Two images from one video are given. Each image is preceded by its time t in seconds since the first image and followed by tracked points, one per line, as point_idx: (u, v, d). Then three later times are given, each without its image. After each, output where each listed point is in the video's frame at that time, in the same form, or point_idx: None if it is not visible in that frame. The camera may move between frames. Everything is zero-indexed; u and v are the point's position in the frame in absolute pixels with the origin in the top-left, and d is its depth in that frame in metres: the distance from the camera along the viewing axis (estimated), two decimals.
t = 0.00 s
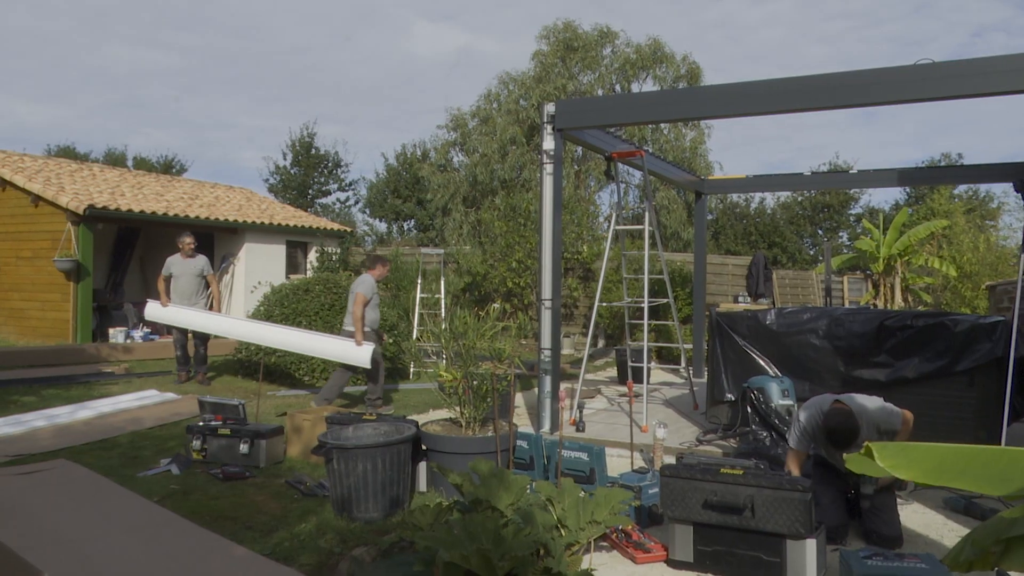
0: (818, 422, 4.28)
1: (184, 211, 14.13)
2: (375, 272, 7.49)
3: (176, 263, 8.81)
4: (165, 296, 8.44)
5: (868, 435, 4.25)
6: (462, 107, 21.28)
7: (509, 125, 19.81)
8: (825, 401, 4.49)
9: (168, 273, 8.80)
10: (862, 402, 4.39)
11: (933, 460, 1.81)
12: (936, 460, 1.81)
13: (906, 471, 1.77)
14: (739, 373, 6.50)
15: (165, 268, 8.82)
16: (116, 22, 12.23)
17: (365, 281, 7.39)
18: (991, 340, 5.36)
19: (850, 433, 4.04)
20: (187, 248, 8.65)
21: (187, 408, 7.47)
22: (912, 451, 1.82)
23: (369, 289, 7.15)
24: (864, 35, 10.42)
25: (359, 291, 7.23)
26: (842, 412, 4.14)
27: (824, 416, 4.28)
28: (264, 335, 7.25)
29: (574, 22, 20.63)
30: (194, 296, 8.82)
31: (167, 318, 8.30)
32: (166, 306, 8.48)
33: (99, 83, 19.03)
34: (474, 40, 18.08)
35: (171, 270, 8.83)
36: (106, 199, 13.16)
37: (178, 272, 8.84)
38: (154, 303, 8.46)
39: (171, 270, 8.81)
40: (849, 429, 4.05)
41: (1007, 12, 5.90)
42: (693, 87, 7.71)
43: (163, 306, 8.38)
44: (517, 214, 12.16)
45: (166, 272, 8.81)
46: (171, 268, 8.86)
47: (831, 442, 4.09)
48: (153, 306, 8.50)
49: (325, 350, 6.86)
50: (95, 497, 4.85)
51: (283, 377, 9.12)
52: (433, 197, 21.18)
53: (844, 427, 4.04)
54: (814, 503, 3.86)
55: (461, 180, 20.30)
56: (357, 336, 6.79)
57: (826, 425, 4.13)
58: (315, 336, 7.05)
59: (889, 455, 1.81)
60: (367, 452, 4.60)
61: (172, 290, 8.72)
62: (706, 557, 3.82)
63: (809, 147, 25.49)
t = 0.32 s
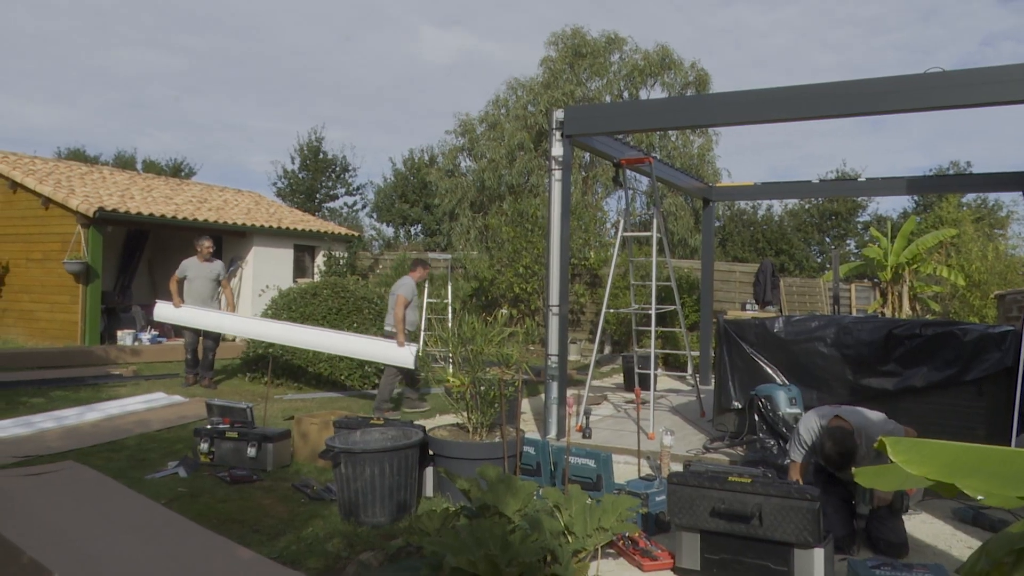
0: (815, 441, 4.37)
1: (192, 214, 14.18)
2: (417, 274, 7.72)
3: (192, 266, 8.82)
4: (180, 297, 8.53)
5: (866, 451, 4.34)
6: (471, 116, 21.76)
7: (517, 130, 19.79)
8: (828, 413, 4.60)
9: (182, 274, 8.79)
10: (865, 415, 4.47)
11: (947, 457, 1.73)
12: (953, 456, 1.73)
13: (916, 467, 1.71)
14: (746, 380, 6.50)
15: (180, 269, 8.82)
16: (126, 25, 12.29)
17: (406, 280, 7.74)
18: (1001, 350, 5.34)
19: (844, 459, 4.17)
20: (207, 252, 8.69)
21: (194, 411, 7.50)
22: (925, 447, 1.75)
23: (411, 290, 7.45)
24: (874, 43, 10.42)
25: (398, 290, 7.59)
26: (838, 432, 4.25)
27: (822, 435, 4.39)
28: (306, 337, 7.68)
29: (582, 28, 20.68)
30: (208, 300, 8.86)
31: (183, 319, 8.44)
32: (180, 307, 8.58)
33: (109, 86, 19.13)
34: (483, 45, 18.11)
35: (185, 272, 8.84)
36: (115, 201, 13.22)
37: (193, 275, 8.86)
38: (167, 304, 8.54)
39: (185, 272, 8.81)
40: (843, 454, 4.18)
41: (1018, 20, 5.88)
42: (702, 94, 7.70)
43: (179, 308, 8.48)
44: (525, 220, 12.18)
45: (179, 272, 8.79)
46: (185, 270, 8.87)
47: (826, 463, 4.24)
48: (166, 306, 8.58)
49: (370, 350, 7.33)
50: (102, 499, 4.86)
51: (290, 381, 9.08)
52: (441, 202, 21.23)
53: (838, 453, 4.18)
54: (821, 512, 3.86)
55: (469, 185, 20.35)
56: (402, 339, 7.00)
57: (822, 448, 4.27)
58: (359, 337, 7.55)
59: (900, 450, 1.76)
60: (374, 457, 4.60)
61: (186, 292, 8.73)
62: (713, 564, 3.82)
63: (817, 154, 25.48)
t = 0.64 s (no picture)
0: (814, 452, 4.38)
1: (194, 217, 14.21)
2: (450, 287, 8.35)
3: (206, 269, 8.84)
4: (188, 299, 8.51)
5: (865, 462, 4.36)
6: (473, 121, 21.73)
7: (519, 136, 19.84)
8: (828, 423, 4.60)
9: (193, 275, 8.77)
10: (865, 425, 4.47)
11: (950, 467, 1.71)
12: (955, 466, 1.72)
13: (919, 477, 1.69)
14: (747, 387, 6.50)
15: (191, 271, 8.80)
16: (130, 27, 12.32)
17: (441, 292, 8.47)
18: (1002, 358, 5.35)
19: (844, 471, 4.17)
20: (224, 256, 8.73)
21: (195, 414, 7.50)
22: (928, 456, 1.74)
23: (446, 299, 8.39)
24: (876, 49, 10.42)
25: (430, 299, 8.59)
26: (838, 443, 4.25)
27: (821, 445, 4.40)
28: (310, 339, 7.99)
29: (584, 34, 20.74)
30: (217, 303, 8.86)
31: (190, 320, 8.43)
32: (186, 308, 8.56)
33: (111, 88, 19.14)
34: (486, 50, 18.16)
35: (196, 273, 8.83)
36: (117, 203, 13.24)
37: (205, 277, 8.87)
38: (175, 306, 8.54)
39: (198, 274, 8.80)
40: (843, 465, 4.18)
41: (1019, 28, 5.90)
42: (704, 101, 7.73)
43: (185, 309, 8.47)
44: (527, 225, 12.19)
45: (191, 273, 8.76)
46: (197, 271, 8.86)
47: (825, 475, 4.25)
48: (172, 307, 8.56)
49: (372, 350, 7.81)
50: (104, 502, 4.86)
51: (290, 384, 8.94)
52: (443, 207, 21.25)
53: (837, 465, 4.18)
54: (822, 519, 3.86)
55: (470, 190, 20.39)
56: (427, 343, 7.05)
57: (820, 459, 4.28)
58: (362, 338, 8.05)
59: (902, 458, 1.76)
60: (375, 461, 4.61)
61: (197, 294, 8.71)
62: (714, 571, 3.81)
63: (818, 162, 25.51)
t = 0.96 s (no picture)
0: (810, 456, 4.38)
1: (193, 218, 14.21)
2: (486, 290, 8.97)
3: (215, 272, 8.78)
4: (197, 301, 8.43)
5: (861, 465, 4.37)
6: (471, 122, 21.73)
7: (518, 138, 19.85)
8: (824, 426, 4.61)
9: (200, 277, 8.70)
10: (861, 428, 4.47)
11: (946, 470, 1.72)
12: (951, 470, 1.72)
13: (914, 479, 1.71)
14: (745, 389, 6.51)
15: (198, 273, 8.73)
16: (129, 28, 12.31)
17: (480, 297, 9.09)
18: (999, 361, 5.35)
19: (840, 476, 4.18)
20: (232, 260, 8.70)
21: (192, 416, 7.48)
22: (925, 459, 1.75)
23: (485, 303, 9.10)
24: (874, 52, 10.44)
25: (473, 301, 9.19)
26: (834, 448, 4.26)
27: (816, 449, 4.41)
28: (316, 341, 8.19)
29: (582, 36, 20.80)
30: (225, 306, 8.79)
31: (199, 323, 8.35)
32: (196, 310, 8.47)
33: (110, 89, 19.14)
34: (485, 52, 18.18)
35: (203, 275, 8.76)
36: (115, 204, 13.25)
37: (213, 280, 8.81)
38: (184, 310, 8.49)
39: (205, 277, 8.74)
40: (838, 471, 4.19)
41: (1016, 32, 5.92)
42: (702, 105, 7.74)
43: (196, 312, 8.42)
44: (525, 227, 12.20)
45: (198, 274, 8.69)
46: (204, 273, 8.80)
47: (821, 480, 4.26)
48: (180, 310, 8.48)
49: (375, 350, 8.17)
50: (102, 503, 4.85)
51: (288, 385, 8.90)
52: (441, 208, 21.26)
53: (833, 471, 4.19)
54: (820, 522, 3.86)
55: (469, 192, 20.40)
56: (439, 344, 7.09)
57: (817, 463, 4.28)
58: (364, 334, 8.39)
59: (899, 462, 1.76)
60: (374, 462, 4.60)
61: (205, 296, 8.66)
62: (711, 573, 3.81)
63: (816, 165, 25.54)
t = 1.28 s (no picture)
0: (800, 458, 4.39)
1: (185, 219, 14.16)
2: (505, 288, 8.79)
3: (219, 275, 8.63)
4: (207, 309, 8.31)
5: (851, 466, 4.40)
6: (465, 124, 21.71)
7: (510, 139, 19.87)
8: (814, 428, 4.62)
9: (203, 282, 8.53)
10: (851, 429, 4.49)
11: (937, 472, 1.71)
12: (938, 469, 1.73)
13: (904, 480, 1.71)
14: (736, 391, 6.51)
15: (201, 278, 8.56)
16: (122, 27, 12.28)
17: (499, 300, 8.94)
18: (990, 363, 5.40)
19: (830, 477, 4.19)
20: (236, 263, 8.58)
21: (184, 417, 7.45)
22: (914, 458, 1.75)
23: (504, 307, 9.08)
24: (866, 55, 10.49)
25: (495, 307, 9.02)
26: (824, 450, 4.27)
27: (806, 451, 4.42)
28: (317, 342, 8.21)
29: (576, 38, 20.85)
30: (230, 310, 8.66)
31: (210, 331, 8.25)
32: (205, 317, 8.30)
33: (102, 89, 19.06)
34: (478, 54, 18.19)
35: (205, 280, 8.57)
36: (107, 205, 13.19)
37: (217, 284, 8.66)
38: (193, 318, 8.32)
39: (209, 281, 8.57)
40: (828, 473, 4.20)
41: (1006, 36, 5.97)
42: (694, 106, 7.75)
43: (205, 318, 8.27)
44: (518, 228, 12.21)
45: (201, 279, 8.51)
46: (206, 278, 8.63)
47: (811, 482, 4.27)
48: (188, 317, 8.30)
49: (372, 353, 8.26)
50: (93, 505, 4.83)
51: (279, 388, 8.88)
52: (434, 210, 21.25)
53: (823, 473, 4.20)
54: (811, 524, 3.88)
55: (462, 194, 20.40)
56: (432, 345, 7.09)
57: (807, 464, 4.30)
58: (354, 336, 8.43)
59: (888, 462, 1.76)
60: (366, 464, 4.60)
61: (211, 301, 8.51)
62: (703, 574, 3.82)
63: (808, 167, 25.64)
